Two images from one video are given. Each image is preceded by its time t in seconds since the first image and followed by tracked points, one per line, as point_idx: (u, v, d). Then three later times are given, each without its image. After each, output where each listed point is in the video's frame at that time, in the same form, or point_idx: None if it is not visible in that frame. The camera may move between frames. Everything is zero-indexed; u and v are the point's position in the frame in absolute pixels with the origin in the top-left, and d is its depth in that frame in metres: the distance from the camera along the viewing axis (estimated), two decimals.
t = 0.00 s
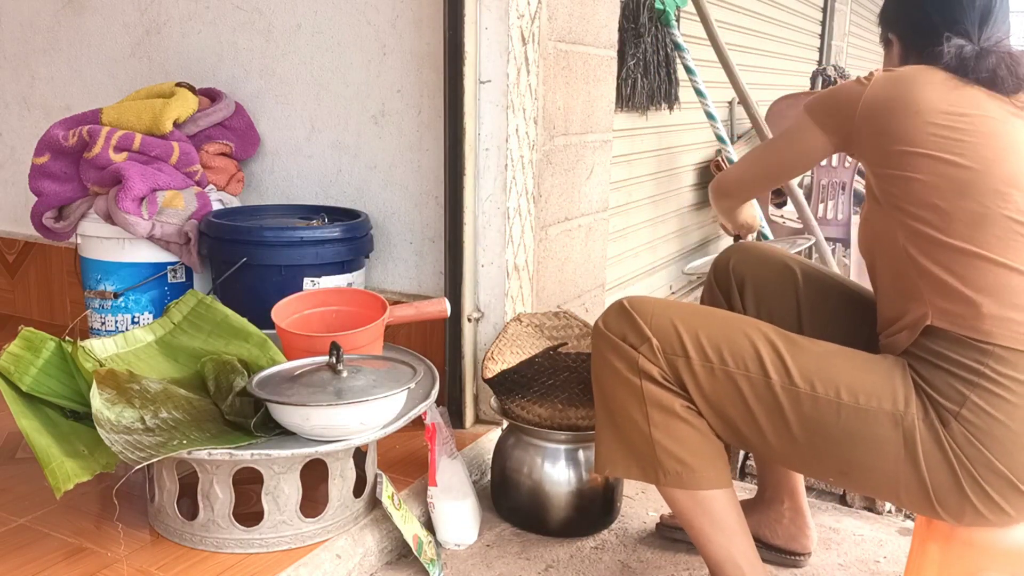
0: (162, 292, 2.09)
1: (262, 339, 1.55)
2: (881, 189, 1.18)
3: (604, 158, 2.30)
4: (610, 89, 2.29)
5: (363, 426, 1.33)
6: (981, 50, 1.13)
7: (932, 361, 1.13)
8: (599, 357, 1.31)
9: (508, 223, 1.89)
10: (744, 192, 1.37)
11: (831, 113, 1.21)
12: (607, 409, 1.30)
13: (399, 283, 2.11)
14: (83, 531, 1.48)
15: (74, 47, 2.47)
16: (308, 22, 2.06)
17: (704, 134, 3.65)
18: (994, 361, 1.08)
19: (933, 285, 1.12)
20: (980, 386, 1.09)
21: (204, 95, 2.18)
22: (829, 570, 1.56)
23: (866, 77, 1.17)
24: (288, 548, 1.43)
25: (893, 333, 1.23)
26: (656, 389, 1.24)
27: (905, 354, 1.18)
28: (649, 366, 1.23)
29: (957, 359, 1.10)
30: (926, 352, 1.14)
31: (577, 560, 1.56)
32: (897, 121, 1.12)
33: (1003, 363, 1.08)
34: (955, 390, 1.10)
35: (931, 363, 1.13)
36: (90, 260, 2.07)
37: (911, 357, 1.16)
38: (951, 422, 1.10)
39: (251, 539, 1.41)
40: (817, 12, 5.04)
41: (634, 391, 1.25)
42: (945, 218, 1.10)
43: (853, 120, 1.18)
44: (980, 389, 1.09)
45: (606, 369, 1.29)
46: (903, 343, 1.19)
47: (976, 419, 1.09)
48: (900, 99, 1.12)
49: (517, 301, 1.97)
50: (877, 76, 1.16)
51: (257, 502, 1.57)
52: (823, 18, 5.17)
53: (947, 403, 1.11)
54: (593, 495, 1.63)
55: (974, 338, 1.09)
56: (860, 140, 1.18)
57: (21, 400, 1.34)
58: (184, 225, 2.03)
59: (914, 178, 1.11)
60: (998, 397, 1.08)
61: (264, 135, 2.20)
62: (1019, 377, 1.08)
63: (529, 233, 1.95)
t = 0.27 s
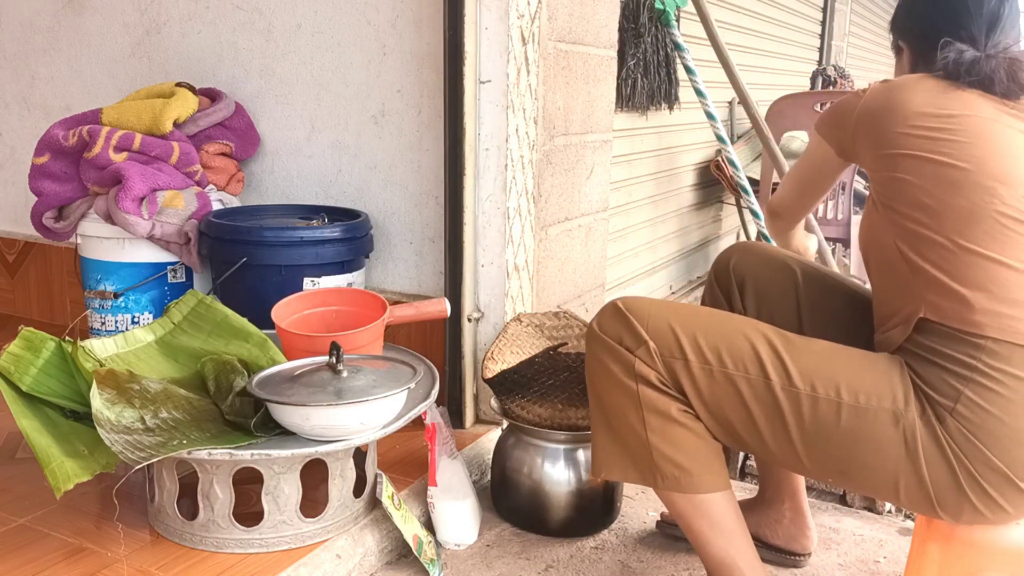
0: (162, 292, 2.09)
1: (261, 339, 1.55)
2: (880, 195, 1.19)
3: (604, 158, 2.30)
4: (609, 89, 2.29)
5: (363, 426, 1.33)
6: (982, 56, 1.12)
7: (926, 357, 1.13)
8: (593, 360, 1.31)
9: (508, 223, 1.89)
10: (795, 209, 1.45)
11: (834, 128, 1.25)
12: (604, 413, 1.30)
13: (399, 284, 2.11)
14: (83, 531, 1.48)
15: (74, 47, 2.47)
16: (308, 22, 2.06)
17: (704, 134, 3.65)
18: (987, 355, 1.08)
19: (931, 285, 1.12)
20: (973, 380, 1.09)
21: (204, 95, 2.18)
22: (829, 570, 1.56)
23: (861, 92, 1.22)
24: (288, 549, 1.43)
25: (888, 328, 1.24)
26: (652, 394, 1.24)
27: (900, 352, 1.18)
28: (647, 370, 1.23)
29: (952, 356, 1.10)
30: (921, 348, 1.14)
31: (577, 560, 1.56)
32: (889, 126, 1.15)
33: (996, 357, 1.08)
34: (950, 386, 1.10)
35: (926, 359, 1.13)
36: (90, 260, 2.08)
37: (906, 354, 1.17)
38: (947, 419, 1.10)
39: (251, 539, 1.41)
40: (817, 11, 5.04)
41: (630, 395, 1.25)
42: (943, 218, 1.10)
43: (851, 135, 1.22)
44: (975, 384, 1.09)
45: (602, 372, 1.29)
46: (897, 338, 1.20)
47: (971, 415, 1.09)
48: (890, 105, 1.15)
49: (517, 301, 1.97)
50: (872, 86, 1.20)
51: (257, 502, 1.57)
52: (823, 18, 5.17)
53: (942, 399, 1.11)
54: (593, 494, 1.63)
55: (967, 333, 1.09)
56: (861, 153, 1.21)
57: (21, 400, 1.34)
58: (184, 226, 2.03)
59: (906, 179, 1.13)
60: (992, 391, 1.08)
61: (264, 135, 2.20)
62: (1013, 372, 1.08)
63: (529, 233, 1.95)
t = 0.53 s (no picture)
0: (162, 292, 2.09)
1: (262, 339, 1.55)
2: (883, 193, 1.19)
3: (604, 158, 2.30)
4: (610, 89, 2.29)
5: (363, 426, 1.33)
6: (993, 58, 1.12)
7: (927, 355, 1.14)
8: (594, 358, 1.31)
9: (508, 223, 1.89)
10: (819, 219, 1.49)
11: (842, 128, 1.26)
12: (605, 413, 1.30)
13: (399, 284, 2.11)
14: (83, 531, 1.48)
15: (74, 47, 2.47)
16: (308, 22, 2.06)
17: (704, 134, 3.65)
18: (988, 353, 1.08)
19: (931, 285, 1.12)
20: (975, 378, 1.09)
21: (204, 95, 2.18)
22: (829, 570, 1.56)
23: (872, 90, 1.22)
24: (288, 548, 1.43)
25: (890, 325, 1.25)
26: (652, 393, 1.24)
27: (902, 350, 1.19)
28: (648, 369, 1.23)
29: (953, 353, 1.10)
30: (921, 346, 1.15)
31: (576, 560, 1.56)
32: (894, 124, 1.15)
33: (996, 355, 1.08)
34: (952, 384, 1.10)
35: (926, 357, 1.14)
36: (90, 260, 2.08)
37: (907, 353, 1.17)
38: (947, 417, 1.10)
39: (252, 539, 1.41)
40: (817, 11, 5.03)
41: (631, 395, 1.25)
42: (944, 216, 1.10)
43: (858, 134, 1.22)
44: (975, 383, 1.09)
45: (603, 372, 1.29)
46: (897, 336, 1.21)
47: (972, 413, 1.09)
48: (895, 105, 1.15)
49: (517, 301, 1.97)
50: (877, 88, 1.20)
51: (257, 502, 1.57)
52: (823, 18, 5.17)
53: (942, 397, 1.11)
54: (592, 494, 1.63)
55: (969, 330, 1.09)
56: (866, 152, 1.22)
57: (21, 400, 1.34)
58: (184, 225, 2.03)
59: (909, 178, 1.13)
60: (991, 388, 1.08)
61: (264, 135, 2.20)
62: (1013, 369, 1.07)
63: (529, 233, 1.95)
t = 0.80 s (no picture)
0: (162, 292, 2.09)
1: (262, 339, 1.56)
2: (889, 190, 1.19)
3: (604, 158, 2.30)
4: (610, 89, 2.29)
5: (363, 426, 1.33)
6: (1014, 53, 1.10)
7: (931, 357, 1.13)
8: (594, 355, 1.31)
9: (508, 223, 1.89)
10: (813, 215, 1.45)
11: (849, 121, 1.24)
12: (607, 412, 1.30)
13: (399, 283, 2.11)
14: (83, 531, 1.48)
15: (74, 47, 2.47)
16: (308, 22, 2.06)
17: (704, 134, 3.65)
18: (994, 357, 1.08)
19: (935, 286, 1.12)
20: (980, 382, 1.09)
21: (204, 95, 2.18)
22: (830, 570, 1.56)
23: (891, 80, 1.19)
24: (288, 549, 1.43)
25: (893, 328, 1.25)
26: (653, 392, 1.23)
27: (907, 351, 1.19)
28: (650, 368, 1.23)
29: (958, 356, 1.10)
30: (926, 347, 1.15)
31: (576, 560, 1.56)
32: (903, 121, 1.14)
33: (1002, 359, 1.08)
34: (956, 387, 1.10)
35: (930, 359, 1.14)
36: (90, 260, 2.08)
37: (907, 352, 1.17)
38: (952, 420, 1.10)
39: (252, 539, 1.41)
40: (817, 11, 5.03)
41: (633, 394, 1.25)
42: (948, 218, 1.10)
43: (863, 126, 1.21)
44: (980, 386, 1.09)
45: (605, 371, 1.29)
46: (903, 338, 1.21)
47: (977, 417, 1.09)
48: (906, 100, 1.14)
49: (517, 301, 1.97)
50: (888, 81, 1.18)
51: (257, 502, 1.57)
52: (823, 18, 5.17)
53: (947, 400, 1.11)
54: (592, 494, 1.63)
55: (972, 333, 1.09)
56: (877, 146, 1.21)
57: (21, 400, 1.34)
58: (184, 225, 2.03)
59: (917, 178, 1.12)
60: (996, 393, 1.08)
61: (264, 135, 2.20)
62: (1018, 374, 1.07)
63: (529, 233, 1.95)
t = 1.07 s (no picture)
0: (162, 292, 2.09)
1: (262, 339, 1.56)
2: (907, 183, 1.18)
3: (604, 158, 2.30)
4: (610, 90, 2.29)
5: (363, 426, 1.33)
6: None
7: (950, 359, 1.13)
8: (603, 350, 1.31)
9: (508, 223, 1.88)
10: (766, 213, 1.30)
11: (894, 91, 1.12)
12: (615, 409, 1.30)
13: (399, 283, 2.11)
14: (83, 531, 1.48)
15: (74, 47, 2.47)
16: (308, 22, 2.06)
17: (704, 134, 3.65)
18: (1015, 362, 1.08)
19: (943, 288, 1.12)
20: (999, 388, 1.09)
21: (204, 95, 2.18)
22: (830, 570, 1.56)
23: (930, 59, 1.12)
24: (288, 548, 1.43)
25: (913, 330, 1.26)
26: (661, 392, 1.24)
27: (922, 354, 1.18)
28: (658, 367, 1.23)
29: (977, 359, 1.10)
30: (944, 350, 1.14)
31: (577, 560, 1.56)
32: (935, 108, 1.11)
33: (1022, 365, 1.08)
34: (975, 392, 1.10)
35: (948, 362, 1.13)
36: (90, 260, 2.08)
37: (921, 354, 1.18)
38: (967, 424, 1.10)
39: (252, 539, 1.41)
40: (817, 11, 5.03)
41: (640, 392, 1.25)
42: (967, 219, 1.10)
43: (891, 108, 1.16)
44: (999, 391, 1.09)
45: (614, 369, 1.29)
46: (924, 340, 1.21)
47: (993, 422, 1.09)
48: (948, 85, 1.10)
49: (517, 301, 1.97)
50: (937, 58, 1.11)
51: (257, 502, 1.57)
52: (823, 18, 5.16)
53: (965, 404, 1.11)
54: (592, 494, 1.63)
55: (995, 338, 1.09)
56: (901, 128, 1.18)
57: (21, 400, 1.34)
58: (184, 225, 2.03)
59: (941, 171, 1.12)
60: (1015, 399, 1.08)
61: (264, 135, 2.20)
62: None
63: (529, 233, 1.95)
